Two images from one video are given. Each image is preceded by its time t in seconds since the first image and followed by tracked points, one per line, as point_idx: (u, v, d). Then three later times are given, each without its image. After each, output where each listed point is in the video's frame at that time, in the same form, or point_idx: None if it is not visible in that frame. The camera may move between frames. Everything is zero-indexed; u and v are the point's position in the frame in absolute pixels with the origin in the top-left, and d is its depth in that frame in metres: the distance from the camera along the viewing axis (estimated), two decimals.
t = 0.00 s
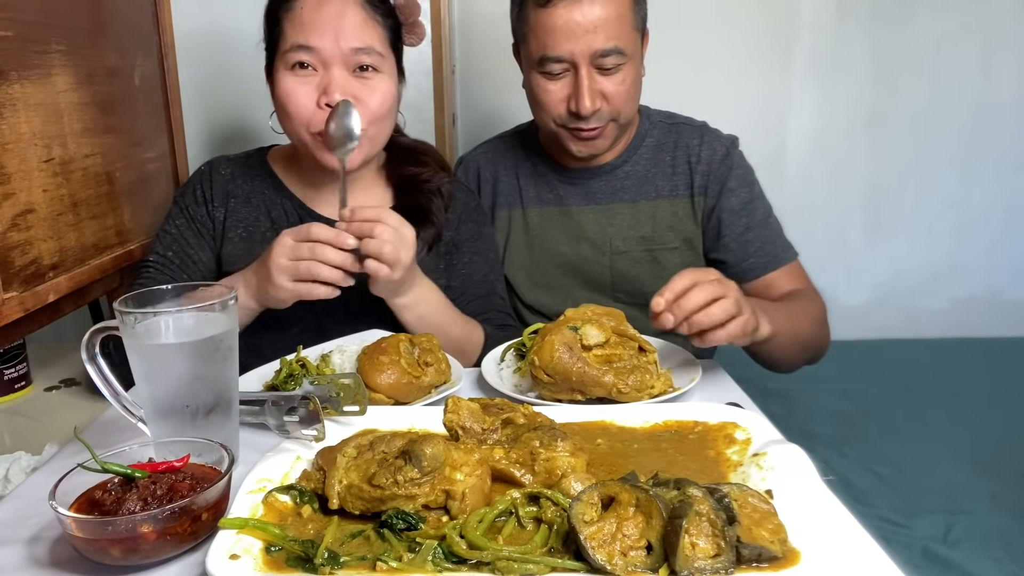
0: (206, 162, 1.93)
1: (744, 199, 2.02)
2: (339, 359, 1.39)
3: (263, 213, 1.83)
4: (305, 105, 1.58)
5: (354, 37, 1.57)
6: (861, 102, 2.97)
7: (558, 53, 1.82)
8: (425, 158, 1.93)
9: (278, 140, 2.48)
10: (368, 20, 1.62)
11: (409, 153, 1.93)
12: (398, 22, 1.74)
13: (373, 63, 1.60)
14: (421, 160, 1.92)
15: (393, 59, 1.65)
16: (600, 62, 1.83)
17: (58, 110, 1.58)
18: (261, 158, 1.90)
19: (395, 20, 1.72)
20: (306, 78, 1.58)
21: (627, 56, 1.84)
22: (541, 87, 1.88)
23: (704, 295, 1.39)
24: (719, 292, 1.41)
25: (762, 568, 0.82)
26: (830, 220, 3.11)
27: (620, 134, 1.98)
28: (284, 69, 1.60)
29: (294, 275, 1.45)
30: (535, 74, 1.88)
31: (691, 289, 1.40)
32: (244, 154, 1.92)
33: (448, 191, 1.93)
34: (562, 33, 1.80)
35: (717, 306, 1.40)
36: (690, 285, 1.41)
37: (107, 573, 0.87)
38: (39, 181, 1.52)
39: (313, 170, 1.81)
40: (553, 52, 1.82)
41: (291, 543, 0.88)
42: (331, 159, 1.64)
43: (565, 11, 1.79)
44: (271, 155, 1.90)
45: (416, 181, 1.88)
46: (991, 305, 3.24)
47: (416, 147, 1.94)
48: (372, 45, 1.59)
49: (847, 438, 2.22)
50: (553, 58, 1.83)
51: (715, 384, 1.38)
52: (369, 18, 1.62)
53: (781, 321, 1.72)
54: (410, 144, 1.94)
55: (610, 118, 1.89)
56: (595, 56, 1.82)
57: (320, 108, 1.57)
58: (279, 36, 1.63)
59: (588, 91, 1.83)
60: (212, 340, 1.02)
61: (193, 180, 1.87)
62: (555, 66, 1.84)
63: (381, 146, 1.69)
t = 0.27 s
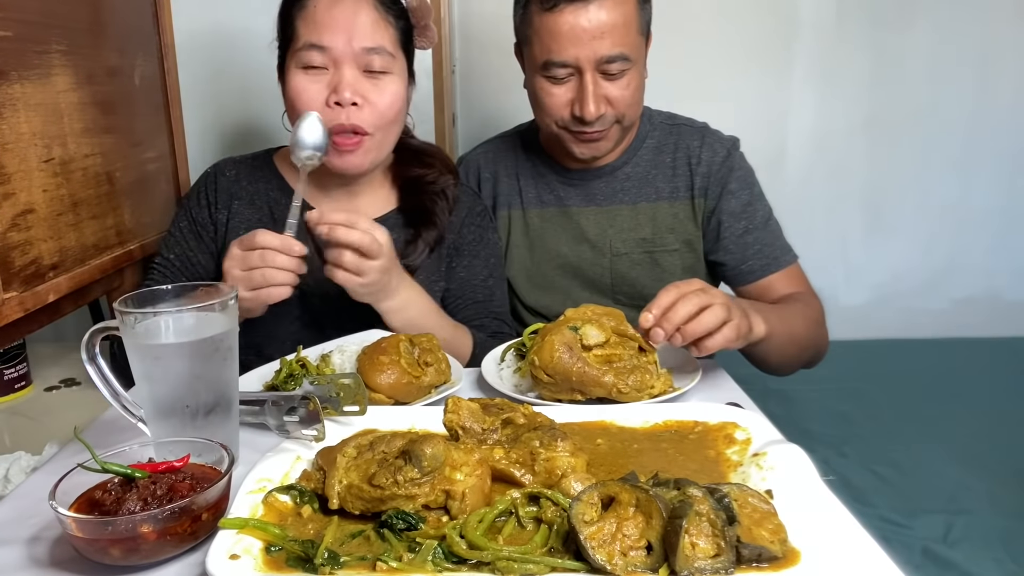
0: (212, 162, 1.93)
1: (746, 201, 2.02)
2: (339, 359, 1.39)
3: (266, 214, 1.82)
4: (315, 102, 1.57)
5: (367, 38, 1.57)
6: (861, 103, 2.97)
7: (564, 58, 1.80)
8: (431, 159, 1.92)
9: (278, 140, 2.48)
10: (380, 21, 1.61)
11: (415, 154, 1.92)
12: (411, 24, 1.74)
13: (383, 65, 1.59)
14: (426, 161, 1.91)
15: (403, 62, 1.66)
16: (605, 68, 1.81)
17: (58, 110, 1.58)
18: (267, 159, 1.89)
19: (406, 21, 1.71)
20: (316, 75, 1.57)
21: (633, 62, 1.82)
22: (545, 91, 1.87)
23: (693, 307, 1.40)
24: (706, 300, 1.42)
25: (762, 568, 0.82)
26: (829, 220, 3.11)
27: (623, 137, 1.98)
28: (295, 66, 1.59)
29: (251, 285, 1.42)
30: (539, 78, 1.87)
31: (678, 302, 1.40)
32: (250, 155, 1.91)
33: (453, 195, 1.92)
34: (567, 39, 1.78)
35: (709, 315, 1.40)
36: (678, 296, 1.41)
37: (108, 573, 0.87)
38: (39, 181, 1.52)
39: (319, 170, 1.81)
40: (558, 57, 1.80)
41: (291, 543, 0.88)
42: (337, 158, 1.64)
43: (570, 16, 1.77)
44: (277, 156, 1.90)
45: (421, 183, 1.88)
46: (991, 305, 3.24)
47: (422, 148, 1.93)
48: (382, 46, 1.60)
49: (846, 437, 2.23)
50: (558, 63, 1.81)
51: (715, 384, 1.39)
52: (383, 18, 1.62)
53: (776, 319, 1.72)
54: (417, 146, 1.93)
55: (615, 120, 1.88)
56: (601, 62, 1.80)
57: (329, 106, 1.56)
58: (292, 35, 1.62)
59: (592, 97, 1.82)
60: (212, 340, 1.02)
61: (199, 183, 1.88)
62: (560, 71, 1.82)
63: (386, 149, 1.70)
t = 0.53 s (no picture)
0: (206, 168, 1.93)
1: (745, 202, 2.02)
2: (339, 359, 1.39)
3: (260, 217, 1.82)
4: (313, 109, 1.57)
5: (366, 44, 1.57)
6: (861, 102, 2.97)
7: (562, 63, 1.79)
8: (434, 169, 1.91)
9: (278, 140, 2.48)
10: (378, 25, 1.61)
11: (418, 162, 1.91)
12: (410, 27, 1.74)
13: (383, 71, 1.59)
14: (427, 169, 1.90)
15: (402, 68, 1.65)
16: (603, 74, 1.80)
17: (58, 110, 1.58)
18: (261, 163, 1.90)
19: (406, 25, 1.72)
20: (315, 83, 1.57)
21: (631, 67, 1.82)
22: (542, 94, 1.86)
23: (687, 322, 1.37)
24: (697, 313, 1.39)
25: (762, 568, 0.82)
26: (830, 221, 3.11)
27: (620, 142, 1.99)
28: (293, 72, 1.59)
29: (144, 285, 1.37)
30: (537, 82, 1.86)
31: (672, 321, 1.38)
32: (244, 159, 1.92)
33: (455, 206, 1.90)
34: (565, 43, 1.77)
35: (705, 326, 1.37)
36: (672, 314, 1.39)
37: (108, 573, 0.87)
38: (39, 181, 1.52)
39: (318, 175, 1.81)
40: (556, 62, 1.80)
41: (291, 543, 0.88)
42: (335, 165, 1.64)
43: (568, 20, 1.76)
44: (274, 160, 1.91)
45: (421, 192, 1.87)
46: (991, 305, 3.24)
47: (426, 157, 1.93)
48: (382, 52, 1.59)
49: (846, 437, 2.23)
50: (556, 68, 1.81)
51: (716, 384, 1.39)
52: (381, 23, 1.62)
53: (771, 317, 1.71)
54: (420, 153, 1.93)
55: (613, 124, 1.88)
56: (598, 68, 1.79)
57: (328, 113, 1.56)
58: (290, 40, 1.62)
59: (589, 101, 1.82)
60: (212, 340, 1.02)
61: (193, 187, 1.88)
62: (557, 76, 1.82)
63: (385, 155, 1.70)
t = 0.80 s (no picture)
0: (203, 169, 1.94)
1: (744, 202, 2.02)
2: (339, 359, 1.39)
3: (260, 218, 1.82)
4: (312, 117, 1.57)
5: (366, 53, 1.56)
6: (861, 102, 2.97)
7: (556, 66, 1.79)
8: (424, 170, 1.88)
9: (278, 140, 2.48)
10: (379, 34, 1.61)
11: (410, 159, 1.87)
12: (410, 33, 1.74)
13: (383, 80, 1.59)
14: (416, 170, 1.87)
15: (402, 76, 1.65)
16: (598, 78, 1.81)
17: (58, 110, 1.58)
18: (259, 164, 1.90)
19: (406, 32, 1.72)
20: (315, 91, 1.57)
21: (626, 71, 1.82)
22: (538, 97, 1.86)
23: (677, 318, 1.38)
24: (689, 307, 1.40)
25: (762, 568, 0.82)
26: (830, 222, 3.12)
27: (615, 142, 1.98)
28: (293, 79, 1.58)
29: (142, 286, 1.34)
30: (533, 84, 1.86)
31: (664, 316, 1.38)
32: (241, 161, 1.92)
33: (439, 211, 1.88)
34: (560, 48, 1.77)
35: (695, 320, 1.38)
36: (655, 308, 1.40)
37: (108, 573, 0.87)
38: (39, 181, 1.52)
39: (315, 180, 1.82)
40: (551, 65, 1.80)
41: (291, 543, 0.89)
42: (333, 172, 1.65)
43: (564, 24, 1.75)
44: (270, 161, 1.90)
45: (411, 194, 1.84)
46: (991, 305, 3.24)
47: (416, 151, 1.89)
48: (382, 61, 1.59)
49: (846, 437, 2.23)
50: (550, 71, 1.81)
51: (716, 384, 1.38)
52: (381, 31, 1.61)
53: (767, 315, 1.71)
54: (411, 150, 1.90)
55: (607, 126, 1.88)
56: (593, 72, 1.79)
57: (327, 122, 1.56)
58: (290, 46, 1.61)
59: (584, 104, 1.82)
60: (212, 340, 1.02)
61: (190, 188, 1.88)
62: (552, 79, 1.82)
63: (382, 160, 1.71)
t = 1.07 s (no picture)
0: (202, 169, 1.93)
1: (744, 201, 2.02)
2: (339, 359, 1.39)
3: (257, 223, 1.81)
4: (318, 108, 1.56)
5: (374, 46, 1.58)
6: (862, 101, 2.97)
7: (564, 67, 1.79)
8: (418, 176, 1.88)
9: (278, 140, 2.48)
10: (389, 31, 1.62)
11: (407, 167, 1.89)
12: (418, 36, 1.74)
13: (390, 73, 1.60)
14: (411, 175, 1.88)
15: (408, 72, 1.66)
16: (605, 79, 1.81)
17: (58, 110, 1.58)
18: (257, 166, 1.89)
19: (416, 34, 1.73)
20: (321, 82, 1.57)
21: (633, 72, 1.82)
22: (545, 97, 1.86)
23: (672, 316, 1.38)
24: (683, 306, 1.40)
25: (762, 568, 0.82)
26: (830, 222, 3.12)
27: (621, 144, 1.99)
28: (300, 71, 1.58)
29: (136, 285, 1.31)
30: (539, 84, 1.86)
31: (659, 314, 1.38)
32: (239, 163, 1.91)
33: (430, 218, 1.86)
34: (567, 49, 1.77)
35: (689, 321, 1.37)
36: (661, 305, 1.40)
37: (107, 573, 0.87)
38: (39, 181, 1.52)
39: (317, 177, 1.82)
40: (559, 66, 1.80)
41: (291, 543, 0.88)
42: (337, 165, 1.63)
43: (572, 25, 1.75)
44: (270, 163, 1.90)
45: (403, 199, 1.83)
46: (991, 305, 3.24)
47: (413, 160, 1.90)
48: (390, 54, 1.60)
49: (846, 437, 2.23)
50: (558, 72, 1.81)
51: (716, 384, 1.38)
52: (390, 26, 1.62)
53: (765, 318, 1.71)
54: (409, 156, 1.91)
55: (614, 127, 1.89)
56: (601, 73, 1.79)
57: (333, 114, 1.56)
58: (298, 40, 1.61)
59: (591, 105, 1.82)
60: (212, 341, 1.02)
61: (188, 189, 1.87)
62: (559, 79, 1.82)
63: (386, 157, 1.71)
